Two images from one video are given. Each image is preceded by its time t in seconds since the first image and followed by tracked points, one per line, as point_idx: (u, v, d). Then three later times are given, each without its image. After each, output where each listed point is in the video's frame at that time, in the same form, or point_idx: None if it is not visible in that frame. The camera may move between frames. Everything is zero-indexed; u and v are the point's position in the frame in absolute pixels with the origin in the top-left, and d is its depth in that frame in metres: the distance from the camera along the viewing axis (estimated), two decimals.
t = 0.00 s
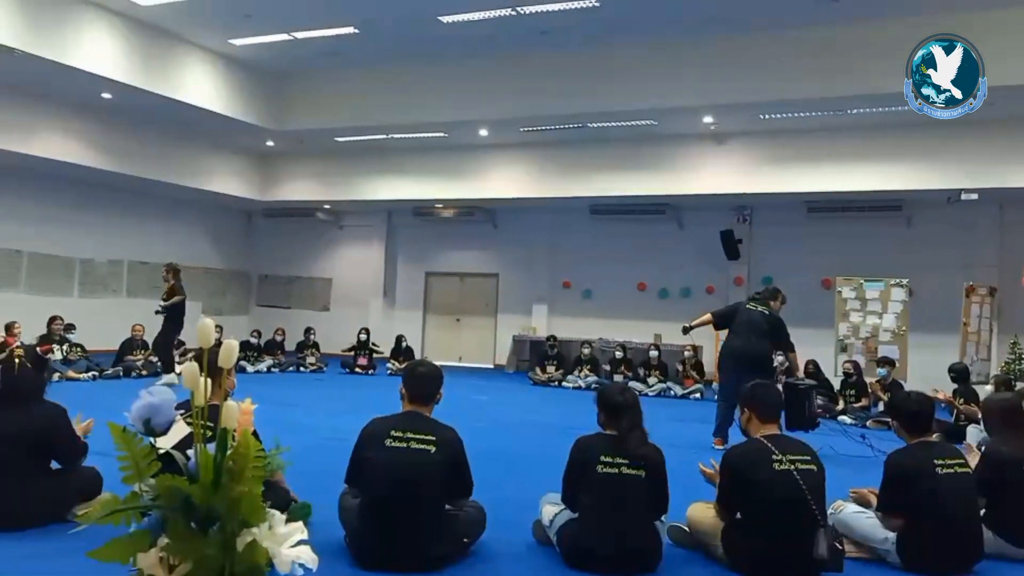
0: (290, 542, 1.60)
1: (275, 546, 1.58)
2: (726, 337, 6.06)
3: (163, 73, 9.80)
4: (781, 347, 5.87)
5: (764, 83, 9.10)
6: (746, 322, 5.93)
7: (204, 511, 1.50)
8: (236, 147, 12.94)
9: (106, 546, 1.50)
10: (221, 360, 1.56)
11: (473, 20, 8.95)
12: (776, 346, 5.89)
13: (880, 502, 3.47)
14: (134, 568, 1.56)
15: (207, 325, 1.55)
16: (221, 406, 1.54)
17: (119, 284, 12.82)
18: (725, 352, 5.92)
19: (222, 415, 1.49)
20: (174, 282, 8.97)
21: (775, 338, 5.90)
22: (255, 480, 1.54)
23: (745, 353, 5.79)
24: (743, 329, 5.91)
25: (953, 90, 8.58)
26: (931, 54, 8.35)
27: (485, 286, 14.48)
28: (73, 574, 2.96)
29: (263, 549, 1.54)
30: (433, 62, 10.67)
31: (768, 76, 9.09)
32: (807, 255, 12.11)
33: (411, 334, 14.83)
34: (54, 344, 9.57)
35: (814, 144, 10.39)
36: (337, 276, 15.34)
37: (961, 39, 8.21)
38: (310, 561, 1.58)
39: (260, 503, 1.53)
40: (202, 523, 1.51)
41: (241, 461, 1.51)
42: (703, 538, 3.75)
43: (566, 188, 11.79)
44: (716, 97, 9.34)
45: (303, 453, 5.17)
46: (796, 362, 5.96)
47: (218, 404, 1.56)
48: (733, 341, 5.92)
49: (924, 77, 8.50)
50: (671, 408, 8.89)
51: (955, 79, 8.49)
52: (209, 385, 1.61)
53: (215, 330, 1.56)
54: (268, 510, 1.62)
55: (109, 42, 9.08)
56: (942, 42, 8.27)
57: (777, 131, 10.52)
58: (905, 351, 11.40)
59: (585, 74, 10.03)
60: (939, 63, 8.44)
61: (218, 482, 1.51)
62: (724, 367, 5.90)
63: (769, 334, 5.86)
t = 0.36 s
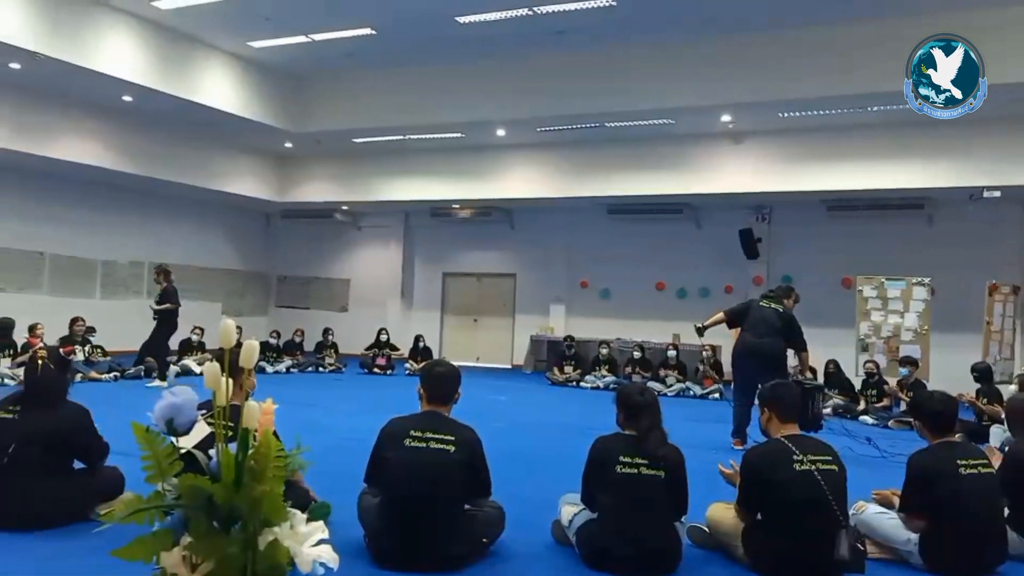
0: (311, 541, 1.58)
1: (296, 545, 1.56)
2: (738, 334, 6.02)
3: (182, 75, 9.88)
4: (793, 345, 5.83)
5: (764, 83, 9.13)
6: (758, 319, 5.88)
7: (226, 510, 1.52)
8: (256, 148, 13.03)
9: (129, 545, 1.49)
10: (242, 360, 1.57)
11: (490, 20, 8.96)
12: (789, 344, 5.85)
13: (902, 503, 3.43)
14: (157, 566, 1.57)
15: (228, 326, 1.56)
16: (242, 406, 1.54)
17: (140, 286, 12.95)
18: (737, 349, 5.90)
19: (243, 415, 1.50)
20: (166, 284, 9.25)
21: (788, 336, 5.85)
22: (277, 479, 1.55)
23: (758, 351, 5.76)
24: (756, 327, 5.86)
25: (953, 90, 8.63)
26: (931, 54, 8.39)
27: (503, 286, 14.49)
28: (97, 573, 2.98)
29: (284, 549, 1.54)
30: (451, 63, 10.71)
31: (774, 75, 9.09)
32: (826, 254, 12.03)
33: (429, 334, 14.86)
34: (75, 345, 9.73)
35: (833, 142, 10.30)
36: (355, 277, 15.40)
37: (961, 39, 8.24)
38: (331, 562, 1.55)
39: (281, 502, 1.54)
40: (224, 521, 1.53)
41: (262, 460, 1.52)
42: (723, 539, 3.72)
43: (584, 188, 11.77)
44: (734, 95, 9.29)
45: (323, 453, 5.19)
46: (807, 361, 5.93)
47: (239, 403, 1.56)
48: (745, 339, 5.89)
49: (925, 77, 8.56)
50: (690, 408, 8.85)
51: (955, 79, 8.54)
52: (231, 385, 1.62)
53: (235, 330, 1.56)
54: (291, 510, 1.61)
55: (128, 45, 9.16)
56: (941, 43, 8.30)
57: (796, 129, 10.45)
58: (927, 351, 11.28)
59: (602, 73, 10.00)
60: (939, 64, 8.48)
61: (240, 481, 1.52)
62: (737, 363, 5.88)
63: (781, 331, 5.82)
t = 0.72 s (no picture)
0: (338, 542, 1.60)
1: (324, 545, 1.58)
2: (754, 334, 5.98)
3: (207, 78, 9.98)
4: (810, 347, 5.75)
5: (774, 82, 9.13)
6: (777, 318, 5.83)
7: (255, 511, 1.53)
8: (281, 151, 13.15)
9: (159, 545, 1.50)
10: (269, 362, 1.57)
11: (512, 21, 8.97)
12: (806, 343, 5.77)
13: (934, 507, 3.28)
14: (189, 567, 1.58)
15: (257, 329, 1.56)
16: (270, 408, 1.55)
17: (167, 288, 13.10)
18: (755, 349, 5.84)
19: (271, 418, 1.50)
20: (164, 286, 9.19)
21: (805, 336, 5.78)
22: (303, 480, 1.56)
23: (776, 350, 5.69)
24: (773, 327, 5.81)
25: (953, 90, 8.69)
26: (931, 55, 8.42)
27: (526, 287, 14.51)
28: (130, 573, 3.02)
29: (312, 549, 1.55)
30: (475, 65, 10.74)
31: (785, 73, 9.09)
32: (852, 252, 11.91)
33: (452, 335, 14.91)
34: (104, 346, 9.85)
35: (859, 139, 10.19)
36: (379, 278, 15.50)
37: (961, 39, 8.28)
38: (358, 561, 1.58)
39: (309, 503, 1.55)
40: (253, 522, 1.54)
41: (291, 461, 1.54)
42: (750, 540, 3.70)
43: (608, 188, 11.74)
44: (758, 93, 9.21)
45: (347, 454, 5.21)
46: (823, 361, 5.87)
47: (268, 405, 1.57)
48: (761, 337, 5.84)
49: (925, 78, 8.61)
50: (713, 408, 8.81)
51: (955, 79, 8.58)
52: (259, 386, 1.63)
53: (263, 332, 1.56)
54: (318, 511, 1.62)
55: (155, 49, 9.28)
56: (942, 42, 8.33)
57: (822, 127, 10.35)
58: (957, 350, 11.13)
59: (625, 72, 9.97)
60: (939, 64, 8.52)
61: (269, 482, 1.53)
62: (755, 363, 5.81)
63: (798, 331, 5.75)
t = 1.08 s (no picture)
0: (363, 541, 1.58)
1: (349, 545, 1.56)
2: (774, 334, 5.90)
3: (231, 81, 10.07)
4: (830, 347, 5.69)
5: (797, 79, 9.05)
6: (799, 317, 5.77)
7: (282, 509, 1.53)
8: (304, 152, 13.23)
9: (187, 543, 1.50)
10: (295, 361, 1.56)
11: (533, 20, 8.96)
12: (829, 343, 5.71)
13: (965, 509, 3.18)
14: (216, 566, 1.58)
15: (283, 328, 1.55)
16: (296, 407, 1.55)
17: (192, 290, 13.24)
18: (776, 348, 5.76)
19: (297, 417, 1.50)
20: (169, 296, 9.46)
21: (826, 336, 5.73)
22: (329, 479, 1.55)
23: (798, 349, 5.62)
24: (795, 326, 5.74)
25: (953, 90, 8.74)
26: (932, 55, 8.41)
27: (548, 287, 14.50)
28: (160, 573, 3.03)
29: (338, 548, 1.54)
30: (496, 65, 10.75)
31: (804, 70, 9.02)
32: (878, 250, 11.77)
33: (475, 335, 14.93)
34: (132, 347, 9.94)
35: (885, 135, 10.08)
36: (401, 279, 15.57)
37: (960, 39, 8.28)
38: (384, 562, 1.55)
39: (335, 503, 1.53)
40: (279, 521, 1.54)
41: (316, 461, 1.53)
42: (777, 541, 3.66)
43: (630, 187, 11.69)
44: (781, 90, 9.13)
45: (370, 455, 5.22)
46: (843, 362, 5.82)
47: (293, 405, 1.57)
48: (782, 337, 5.77)
49: (925, 78, 8.61)
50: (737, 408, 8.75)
51: (955, 79, 8.59)
52: (284, 386, 1.63)
53: (289, 333, 1.54)
54: (344, 510, 1.61)
55: (179, 53, 9.39)
56: (942, 42, 8.31)
57: (846, 124, 10.24)
58: (987, 349, 10.95)
59: (647, 70, 9.92)
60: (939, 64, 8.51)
61: (295, 481, 1.53)
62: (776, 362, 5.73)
63: (820, 331, 5.70)
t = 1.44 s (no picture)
0: (378, 541, 1.60)
1: (365, 544, 1.58)
2: (794, 334, 5.89)
3: (244, 82, 10.11)
4: (851, 348, 5.65)
5: (809, 77, 8.99)
6: (820, 317, 5.76)
7: (297, 509, 1.54)
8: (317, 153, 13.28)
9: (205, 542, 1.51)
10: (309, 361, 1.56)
11: (545, 19, 8.95)
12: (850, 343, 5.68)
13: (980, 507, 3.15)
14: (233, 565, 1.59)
15: (297, 328, 1.54)
16: (311, 408, 1.56)
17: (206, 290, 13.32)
18: (797, 347, 5.73)
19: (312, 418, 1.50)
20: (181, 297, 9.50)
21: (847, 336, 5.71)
22: (344, 479, 1.56)
23: (820, 348, 5.60)
24: (817, 326, 5.73)
25: (953, 90, 8.74)
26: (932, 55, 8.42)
27: (560, 286, 14.50)
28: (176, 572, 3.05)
29: (353, 548, 1.55)
30: (508, 64, 10.76)
31: (816, 68, 8.97)
32: (893, 248, 11.70)
33: (487, 335, 14.95)
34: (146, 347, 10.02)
35: (899, 133, 10.01)
36: (415, 279, 15.62)
37: (960, 39, 8.29)
38: (399, 561, 1.57)
39: (349, 502, 1.53)
40: (295, 520, 1.55)
41: (330, 461, 1.54)
42: (792, 542, 3.65)
43: (642, 186, 11.66)
44: (793, 88, 9.09)
45: (384, 455, 5.23)
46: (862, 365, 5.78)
47: (307, 405, 1.57)
48: (802, 336, 5.76)
49: (925, 78, 8.62)
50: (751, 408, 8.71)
51: (955, 79, 8.62)
52: (299, 386, 1.63)
53: (303, 333, 1.54)
54: (358, 509, 1.63)
55: (193, 55, 9.44)
56: (942, 43, 8.33)
57: (860, 122, 10.19)
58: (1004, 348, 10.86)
59: (659, 69, 9.89)
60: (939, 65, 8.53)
61: (310, 481, 1.54)
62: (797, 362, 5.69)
63: (841, 330, 5.67)
